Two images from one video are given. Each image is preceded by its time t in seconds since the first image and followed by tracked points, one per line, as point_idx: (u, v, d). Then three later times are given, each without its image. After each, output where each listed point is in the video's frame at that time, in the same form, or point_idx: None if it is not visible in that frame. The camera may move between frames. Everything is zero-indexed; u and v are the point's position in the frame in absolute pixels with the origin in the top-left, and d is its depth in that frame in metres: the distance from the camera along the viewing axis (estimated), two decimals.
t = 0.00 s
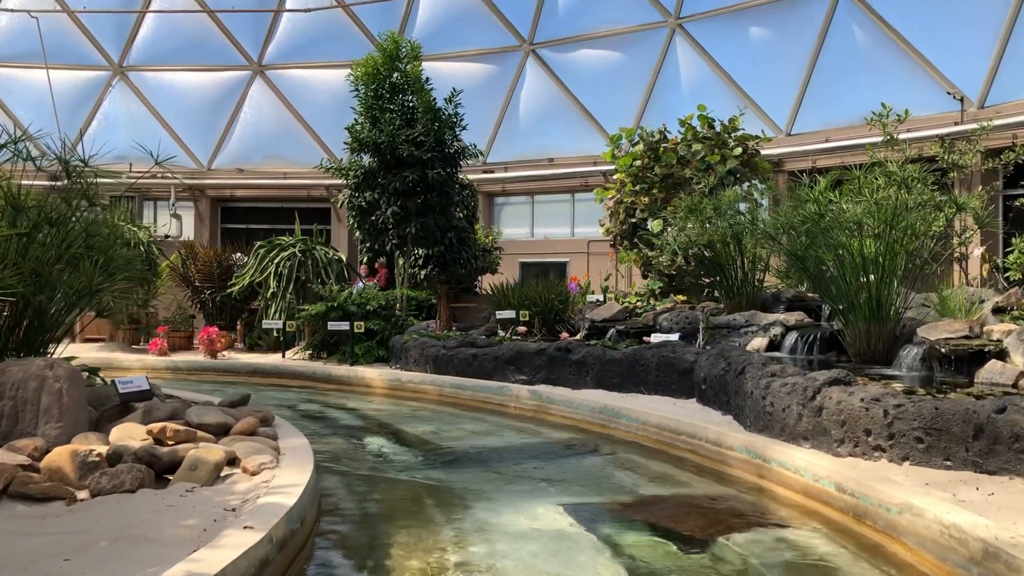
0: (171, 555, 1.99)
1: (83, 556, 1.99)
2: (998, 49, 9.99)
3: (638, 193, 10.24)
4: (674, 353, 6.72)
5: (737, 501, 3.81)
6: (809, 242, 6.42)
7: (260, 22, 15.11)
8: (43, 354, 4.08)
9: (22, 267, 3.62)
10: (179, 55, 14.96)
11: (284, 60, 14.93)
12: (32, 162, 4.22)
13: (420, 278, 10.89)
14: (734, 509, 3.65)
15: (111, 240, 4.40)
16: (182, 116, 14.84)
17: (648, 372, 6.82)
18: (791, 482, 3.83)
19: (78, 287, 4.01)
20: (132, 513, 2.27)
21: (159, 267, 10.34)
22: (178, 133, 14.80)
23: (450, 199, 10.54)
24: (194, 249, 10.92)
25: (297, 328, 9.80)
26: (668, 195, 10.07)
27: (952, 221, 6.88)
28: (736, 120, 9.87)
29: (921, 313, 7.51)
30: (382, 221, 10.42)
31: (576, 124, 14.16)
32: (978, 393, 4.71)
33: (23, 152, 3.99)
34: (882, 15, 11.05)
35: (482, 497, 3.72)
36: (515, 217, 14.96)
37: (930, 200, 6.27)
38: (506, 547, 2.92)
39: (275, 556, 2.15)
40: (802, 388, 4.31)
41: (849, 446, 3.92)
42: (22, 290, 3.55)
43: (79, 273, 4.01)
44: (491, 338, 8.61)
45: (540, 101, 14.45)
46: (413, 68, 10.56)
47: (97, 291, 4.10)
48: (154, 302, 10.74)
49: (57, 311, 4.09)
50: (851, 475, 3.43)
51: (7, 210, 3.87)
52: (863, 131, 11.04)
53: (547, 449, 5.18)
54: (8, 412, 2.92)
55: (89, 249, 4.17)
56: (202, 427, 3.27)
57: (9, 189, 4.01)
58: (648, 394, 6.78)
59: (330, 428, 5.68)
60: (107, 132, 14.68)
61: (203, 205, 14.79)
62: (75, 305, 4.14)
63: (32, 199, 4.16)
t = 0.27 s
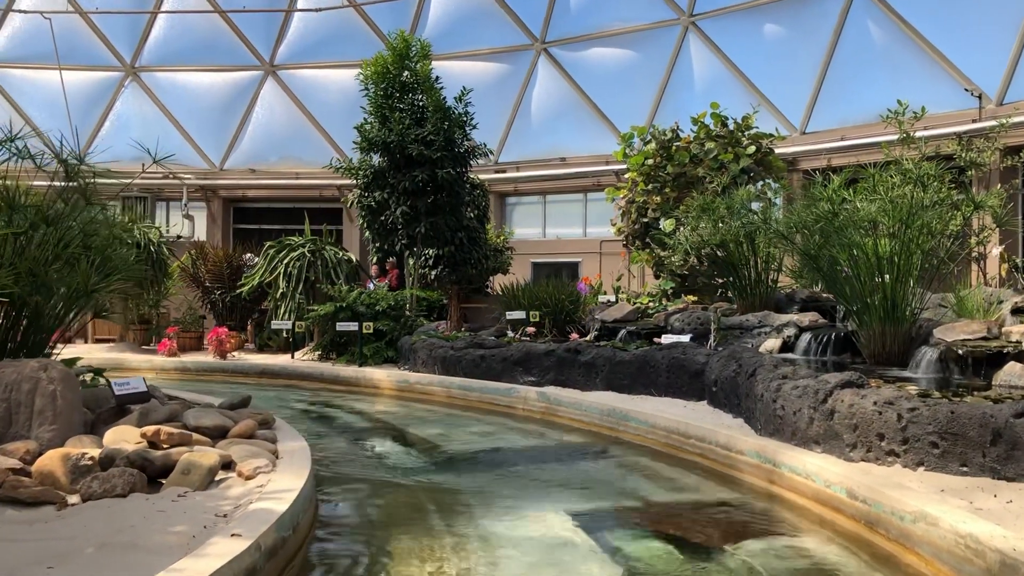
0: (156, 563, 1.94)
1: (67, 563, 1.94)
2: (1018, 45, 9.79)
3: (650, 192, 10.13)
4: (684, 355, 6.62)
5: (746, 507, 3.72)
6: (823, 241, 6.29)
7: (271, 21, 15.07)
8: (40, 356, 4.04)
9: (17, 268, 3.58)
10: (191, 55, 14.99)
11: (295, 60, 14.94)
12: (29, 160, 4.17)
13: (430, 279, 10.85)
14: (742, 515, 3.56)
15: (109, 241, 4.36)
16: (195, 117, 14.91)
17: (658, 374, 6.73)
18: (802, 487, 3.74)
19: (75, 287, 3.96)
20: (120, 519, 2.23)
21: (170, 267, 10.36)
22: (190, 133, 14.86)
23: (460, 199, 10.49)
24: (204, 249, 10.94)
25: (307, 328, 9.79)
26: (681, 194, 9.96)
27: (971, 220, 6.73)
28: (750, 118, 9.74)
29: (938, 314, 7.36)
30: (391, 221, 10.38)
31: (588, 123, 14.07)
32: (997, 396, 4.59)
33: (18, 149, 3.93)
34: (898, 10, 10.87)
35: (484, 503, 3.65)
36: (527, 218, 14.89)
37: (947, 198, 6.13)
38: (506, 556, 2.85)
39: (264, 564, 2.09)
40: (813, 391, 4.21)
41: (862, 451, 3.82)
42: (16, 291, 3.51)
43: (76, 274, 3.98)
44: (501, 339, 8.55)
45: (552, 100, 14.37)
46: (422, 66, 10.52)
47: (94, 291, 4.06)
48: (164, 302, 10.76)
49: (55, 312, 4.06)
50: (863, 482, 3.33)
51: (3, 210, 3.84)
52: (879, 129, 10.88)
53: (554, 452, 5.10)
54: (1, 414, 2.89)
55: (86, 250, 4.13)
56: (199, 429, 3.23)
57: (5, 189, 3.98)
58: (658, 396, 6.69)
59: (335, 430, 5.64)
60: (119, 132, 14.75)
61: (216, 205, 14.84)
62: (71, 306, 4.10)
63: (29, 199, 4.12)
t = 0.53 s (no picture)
0: (141, 571, 1.88)
1: (50, 570, 1.89)
2: None
3: (662, 191, 10.02)
4: (695, 356, 6.52)
5: (754, 513, 3.63)
6: (836, 240, 6.18)
7: (281, 22, 14.98)
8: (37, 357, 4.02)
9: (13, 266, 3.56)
10: (202, 55, 15.02)
11: (307, 60, 14.94)
12: (26, 158, 4.15)
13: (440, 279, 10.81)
14: (751, 522, 3.47)
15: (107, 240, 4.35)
16: (207, 116, 14.95)
17: (668, 375, 6.63)
18: (813, 493, 3.64)
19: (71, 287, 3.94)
20: (107, 525, 2.18)
21: (180, 267, 10.38)
22: (201, 134, 14.90)
23: (470, 199, 10.43)
24: (213, 249, 10.95)
25: (315, 329, 9.77)
26: (693, 193, 9.85)
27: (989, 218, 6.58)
28: (763, 116, 9.61)
29: (955, 314, 7.22)
30: (400, 221, 10.34)
31: (599, 122, 13.97)
32: (1016, 399, 4.46)
33: (13, 147, 3.89)
34: (914, 6, 10.70)
35: (487, 508, 3.59)
36: (539, 218, 14.81)
37: (964, 196, 5.99)
38: (506, 564, 2.79)
39: (253, 573, 2.03)
40: (825, 394, 4.11)
41: (875, 456, 3.72)
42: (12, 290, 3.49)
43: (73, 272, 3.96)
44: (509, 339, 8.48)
45: (564, 99, 14.29)
46: (431, 65, 10.46)
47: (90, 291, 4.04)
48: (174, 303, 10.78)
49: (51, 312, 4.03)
50: (875, 488, 3.23)
51: None
52: (895, 127, 10.72)
53: (560, 455, 5.02)
54: None
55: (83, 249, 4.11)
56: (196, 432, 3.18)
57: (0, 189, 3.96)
58: (668, 398, 6.59)
59: (340, 432, 5.59)
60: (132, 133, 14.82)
61: (227, 205, 14.89)
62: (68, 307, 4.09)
63: (25, 198, 4.10)
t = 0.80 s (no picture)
0: None
1: None
2: None
3: (674, 190, 9.91)
4: (705, 357, 6.42)
5: (763, 519, 3.55)
6: (850, 239, 6.06)
7: (292, 21, 15.00)
8: (32, 357, 4.00)
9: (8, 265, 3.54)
10: (213, 55, 15.03)
11: (318, 59, 14.92)
12: (24, 156, 4.11)
13: (450, 279, 10.76)
14: (759, 529, 3.38)
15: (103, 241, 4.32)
16: (218, 116, 14.98)
17: (678, 377, 6.54)
18: (823, 499, 3.55)
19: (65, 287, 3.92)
20: (94, 530, 2.13)
21: (189, 266, 10.39)
22: (213, 134, 14.94)
23: (479, 198, 10.37)
24: (222, 249, 10.97)
25: (324, 329, 9.75)
26: (705, 192, 9.73)
27: (1008, 217, 6.44)
28: (776, 114, 9.47)
29: (971, 314, 7.08)
30: (409, 220, 10.29)
31: (611, 120, 13.87)
32: None
33: (11, 144, 3.87)
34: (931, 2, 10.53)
35: (489, 513, 3.52)
36: (550, 217, 14.73)
37: (981, 194, 5.86)
38: (505, 572, 2.72)
39: None
40: (836, 397, 4.01)
41: (888, 461, 3.62)
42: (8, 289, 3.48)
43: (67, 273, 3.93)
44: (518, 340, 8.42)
45: (575, 98, 14.20)
46: (441, 63, 10.42)
47: (86, 290, 4.03)
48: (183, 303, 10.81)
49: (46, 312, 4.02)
50: (887, 495, 3.13)
51: None
52: (912, 125, 10.55)
53: (565, 458, 4.95)
54: None
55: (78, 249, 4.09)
56: (193, 434, 3.13)
57: None
58: (678, 400, 6.49)
59: (345, 433, 5.55)
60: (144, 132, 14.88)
61: (239, 205, 14.93)
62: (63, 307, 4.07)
63: (19, 198, 4.08)
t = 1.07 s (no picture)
0: None
1: None
2: None
3: (685, 189, 9.80)
4: (715, 359, 6.32)
5: (771, 526, 3.46)
6: (863, 238, 5.94)
7: (302, 20, 14.86)
8: (28, 358, 4.02)
9: None
10: (224, 55, 14.98)
11: (329, 59, 14.85)
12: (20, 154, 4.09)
13: (459, 279, 10.71)
14: (767, 536, 3.29)
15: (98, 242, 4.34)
16: (229, 116, 15.00)
17: (688, 379, 6.44)
18: (833, 506, 3.45)
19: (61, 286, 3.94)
20: (80, 537, 2.08)
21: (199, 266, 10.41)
22: (224, 134, 14.98)
23: (488, 197, 10.31)
24: (231, 249, 10.98)
25: (332, 329, 9.72)
26: (716, 190, 9.60)
27: None
28: (789, 111, 9.33)
29: (989, 315, 6.92)
30: (417, 219, 10.23)
31: (623, 119, 13.77)
32: None
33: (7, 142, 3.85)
34: None
35: (490, 518, 3.45)
36: (561, 217, 14.64)
37: (999, 192, 5.71)
38: None
39: None
40: (848, 400, 3.90)
41: (901, 466, 3.51)
42: None
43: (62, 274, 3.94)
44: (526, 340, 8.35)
45: (587, 97, 14.10)
46: (449, 61, 10.36)
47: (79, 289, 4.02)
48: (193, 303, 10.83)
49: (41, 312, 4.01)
50: (900, 502, 3.03)
51: None
52: (928, 122, 10.37)
53: (571, 462, 4.87)
54: None
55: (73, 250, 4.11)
56: (188, 437, 3.08)
57: None
58: (687, 402, 6.40)
59: (349, 435, 5.50)
60: (156, 132, 14.94)
61: (249, 205, 14.97)
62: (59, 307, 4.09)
63: (12, 199, 4.08)
